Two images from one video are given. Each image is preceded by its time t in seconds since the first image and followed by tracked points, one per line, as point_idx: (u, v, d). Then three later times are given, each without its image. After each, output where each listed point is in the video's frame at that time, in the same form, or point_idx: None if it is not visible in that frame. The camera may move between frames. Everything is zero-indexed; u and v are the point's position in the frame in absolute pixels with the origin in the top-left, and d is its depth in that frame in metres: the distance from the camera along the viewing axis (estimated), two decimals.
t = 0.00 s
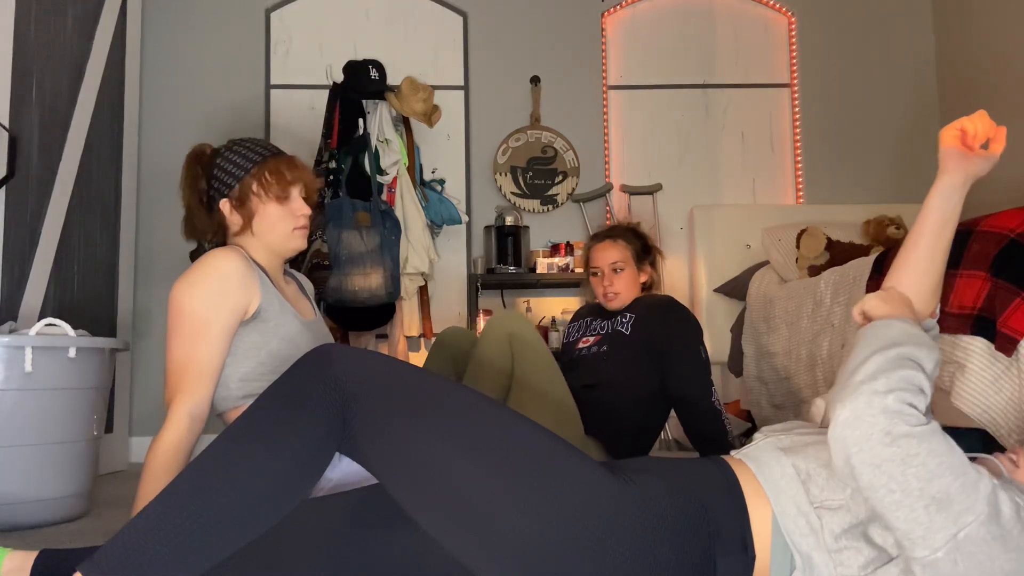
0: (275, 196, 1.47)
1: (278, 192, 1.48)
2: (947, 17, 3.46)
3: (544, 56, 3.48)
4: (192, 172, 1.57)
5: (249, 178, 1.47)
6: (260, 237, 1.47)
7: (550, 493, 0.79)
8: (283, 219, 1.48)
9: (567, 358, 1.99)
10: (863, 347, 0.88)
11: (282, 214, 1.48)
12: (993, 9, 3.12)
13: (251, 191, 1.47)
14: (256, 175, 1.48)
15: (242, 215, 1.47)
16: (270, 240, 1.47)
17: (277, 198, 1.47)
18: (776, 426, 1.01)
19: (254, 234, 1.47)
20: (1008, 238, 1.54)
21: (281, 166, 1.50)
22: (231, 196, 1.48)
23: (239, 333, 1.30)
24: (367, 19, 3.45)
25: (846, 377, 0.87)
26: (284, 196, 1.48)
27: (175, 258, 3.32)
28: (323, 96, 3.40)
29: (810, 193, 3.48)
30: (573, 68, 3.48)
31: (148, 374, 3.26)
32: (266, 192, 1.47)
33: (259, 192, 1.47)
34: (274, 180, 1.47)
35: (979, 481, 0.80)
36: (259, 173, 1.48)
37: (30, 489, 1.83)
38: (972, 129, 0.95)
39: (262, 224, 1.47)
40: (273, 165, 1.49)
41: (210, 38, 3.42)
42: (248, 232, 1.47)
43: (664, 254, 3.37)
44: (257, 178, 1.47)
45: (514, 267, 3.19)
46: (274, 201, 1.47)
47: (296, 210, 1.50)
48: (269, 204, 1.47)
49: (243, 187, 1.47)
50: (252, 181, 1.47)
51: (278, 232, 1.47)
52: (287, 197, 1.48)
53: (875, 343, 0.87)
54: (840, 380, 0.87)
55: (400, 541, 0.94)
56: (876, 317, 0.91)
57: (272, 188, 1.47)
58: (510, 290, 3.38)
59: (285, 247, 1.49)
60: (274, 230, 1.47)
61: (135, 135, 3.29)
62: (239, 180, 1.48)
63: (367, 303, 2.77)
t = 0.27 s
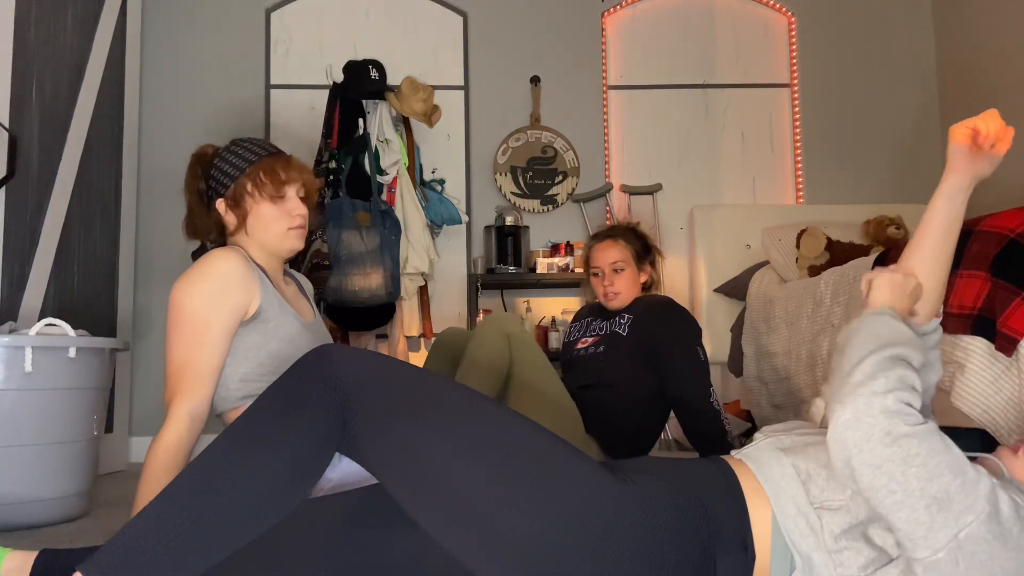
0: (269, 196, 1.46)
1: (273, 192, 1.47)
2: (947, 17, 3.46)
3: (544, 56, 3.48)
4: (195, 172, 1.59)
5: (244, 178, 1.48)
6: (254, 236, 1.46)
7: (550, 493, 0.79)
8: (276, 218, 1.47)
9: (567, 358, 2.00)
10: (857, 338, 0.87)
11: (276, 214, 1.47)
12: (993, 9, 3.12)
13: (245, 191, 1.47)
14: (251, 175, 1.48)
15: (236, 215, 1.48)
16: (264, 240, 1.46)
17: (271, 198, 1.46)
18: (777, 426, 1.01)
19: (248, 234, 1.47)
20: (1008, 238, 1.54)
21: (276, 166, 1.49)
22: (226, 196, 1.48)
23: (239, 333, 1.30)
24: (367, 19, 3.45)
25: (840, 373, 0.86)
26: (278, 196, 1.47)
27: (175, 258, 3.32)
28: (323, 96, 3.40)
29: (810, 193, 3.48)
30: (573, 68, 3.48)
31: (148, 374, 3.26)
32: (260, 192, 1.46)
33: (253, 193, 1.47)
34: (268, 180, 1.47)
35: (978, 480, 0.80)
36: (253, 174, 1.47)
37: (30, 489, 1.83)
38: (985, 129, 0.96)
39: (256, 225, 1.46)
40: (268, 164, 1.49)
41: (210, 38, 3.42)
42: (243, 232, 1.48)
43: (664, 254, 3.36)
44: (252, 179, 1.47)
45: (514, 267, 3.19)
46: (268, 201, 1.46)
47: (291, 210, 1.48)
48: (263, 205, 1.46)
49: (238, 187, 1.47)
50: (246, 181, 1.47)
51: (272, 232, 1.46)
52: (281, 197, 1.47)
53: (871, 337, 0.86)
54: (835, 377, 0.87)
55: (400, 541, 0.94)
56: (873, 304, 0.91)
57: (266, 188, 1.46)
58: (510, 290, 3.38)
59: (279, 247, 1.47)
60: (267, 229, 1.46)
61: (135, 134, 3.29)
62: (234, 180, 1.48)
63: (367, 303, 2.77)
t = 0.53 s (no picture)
0: (269, 196, 1.46)
1: (273, 191, 1.47)
2: (947, 17, 3.46)
3: (544, 56, 3.48)
4: (197, 173, 1.60)
5: (245, 178, 1.48)
6: (254, 236, 1.46)
7: (550, 493, 0.79)
8: (276, 218, 1.46)
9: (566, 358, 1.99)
10: (850, 359, 0.85)
11: (276, 214, 1.46)
12: (993, 8, 3.12)
13: (246, 191, 1.47)
14: (251, 175, 1.48)
15: (237, 215, 1.48)
16: (264, 240, 1.46)
17: (271, 198, 1.46)
18: (777, 426, 1.01)
19: (248, 234, 1.47)
20: (1008, 238, 1.54)
21: (277, 166, 1.49)
22: (228, 196, 1.49)
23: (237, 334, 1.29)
24: (367, 19, 3.45)
25: (828, 392, 0.85)
26: (279, 196, 1.47)
27: (176, 258, 3.32)
28: (323, 96, 3.40)
29: (810, 193, 3.48)
30: (573, 68, 3.48)
31: (148, 374, 3.26)
32: (260, 191, 1.46)
33: (253, 192, 1.47)
34: (269, 180, 1.47)
35: (971, 492, 0.80)
36: (253, 174, 1.48)
37: (30, 489, 1.83)
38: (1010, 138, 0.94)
39: (256, 225, 1.46)
40: (269, 165, 1.49)
41: (210, 38, 3.42)
42: (243, 231, 1.48)
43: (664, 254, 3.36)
44: (252, 179, 1.47)
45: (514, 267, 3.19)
46: (268, 201, 1.46)
47: (291, 210, 1.48)
48: (263, 204, 1.46)
49: (239, 187, 1.48)
50: (247, 181, 1.48)
51: (272, 232, 1.46)
52: (281, 197, 1.47)
53: (863, 356, 0.84)
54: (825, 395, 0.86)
55: (400, 542, 0.94)
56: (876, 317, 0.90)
57: (267, 188, 1.46)
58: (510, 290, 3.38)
59: (279, 248, 1.47)
60: (267, 229, 1.46)
61: (135, 134, 3.29)
62: (235, 180, 1.48)
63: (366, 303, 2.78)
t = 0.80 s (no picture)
0: (269, 196, 1.46)
1: (273, 192, 1.46)
2: (947, 16, 3.45)
3: (544, 56, 3.48)
4: (197, 173, 1.60)
5: (244, 179, 1.48)
6: (253, 236, 1.46)
7: (551, 493, 0.79)
8: (276, 218, 1.46)
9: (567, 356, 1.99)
10: (855, 361, 0.85)
11: (276, 214, 1.46)
12: (993, 8, 3.12)
13: (245, 191, 1.47)
14: (251, 175, 1.48)
15: (237, 215, 1.48)
16: (264, 240, 1.46)
17: (271, 198, 1.46)
18: (777, 425, 1.01)
19: (248, 234, 1.47)
20: (1007, 238, 1.54)
21: (277, 166, 1.49)
22: (228, 196, 1.49)
23: (236, 334, 1.29)
24: (367, 19, 3.45)
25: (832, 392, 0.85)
26: (279, 196, 1.47)
27: (176, 258, 3.32)
28: (323, 96, 3.40)
29: (810, 192, 3.48)
30: (573, 68, 3.48)
31: (148, 374, 3.26)
32: (260, 192, 1.46)
33: (253, 193, 1.47)
34: (268, 180, 1.47)
35: (972, 492, 0.80)
36: (253, 174, 1.48)
37: (29, 489, 1.83)
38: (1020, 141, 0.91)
39: (256, 225, 1.46)
40: (269, 165, 1.49)
41: (210, 37, 3.42)
42: (242, 231, 1.48)
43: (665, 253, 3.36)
44: (252, 179, 1.47)
45: (514, 267, 3.19)
46: (268, 201, 1.46)
47: (291, 210, 1.48)
48: (263, 205, 1.46)
49: (239, 187, 1.48)
50: (247, 181, 1.48)
51: (272, 232, 1.46)
52: (281, 197, 1.47)
53: (869, 358, 0.85)
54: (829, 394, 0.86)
55: (400, 542, 0.94)
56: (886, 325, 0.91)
57: (266, 188, 1.46)
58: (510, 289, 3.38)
59: (279, 248, 1.47)
60: (266, 229, 1.46)
61: (135, 135, 3.29)
62: (235, 180, 1.48)
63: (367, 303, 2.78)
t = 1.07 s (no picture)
0: (269, 197, 1.46)
1: (272, 192, 1.46)
2: (947, 16, 3.45)
3: (544, 56, 3.48)
4: (197, 174, 1.60)
5: (244, 179, 1.48)
6: (253, 237, 1.46)
7: (551, 492, 0.79)
8: (276, 219, 1.46)
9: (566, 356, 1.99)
10: (853, 349, 0.86)
11: (275, 215, 1.46)
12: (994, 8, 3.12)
13: (245, 192, 1.47)
14: (251, 176, 1.48)
15: (236, 215, 1.48)
16: (263, 241, 1.46)
17: (271, 198, 1.46)
18: (777, 426, 1.01)
19: (247, 235, 1.47)
20: (1007, 238, 1.54)
21: (276, 167, 1.49)
22: (228, 196, 1.49)
23: (237, 334, 1.30)
24: (367, 19, 3.45)
25: (830, 379, 0.85)
26: (278, 197, 1.47)
27: (176, 258, 3.32)
28: (323, 96, 3.40)
29: (810, 193, 3.48)
30: (573, 68, 3.48)
31: (148, 374, 3.26)
32: (260, 192, 1.46)
33: (253, 193, 1.47)
34: (268, 181, 1.47)
35: (969, 480, 0.80)
36: (253, 174, 1.47)
37: (29, 489, 1.83)
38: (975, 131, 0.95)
39: (256, 226, 1.46)
40: (269, 165, 1.49)
41: (210, 37, 3.42)
42: (242, 232, 1.48)
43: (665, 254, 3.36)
44: (252, 180, 1.47)
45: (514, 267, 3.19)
46: (268, 202, 1.46)
47: (291, 210, 1.48)
48: (263, 205, 1.46)
49: (238, 187, 1.48)
50: (246, 181, 1.48)
51: (271, 233, 1.46)
52: (281, 198, 1.47)
53: (867, 345, 0.85)
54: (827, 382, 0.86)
55: (399, 542, 0.94)
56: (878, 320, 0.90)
57: (266, 189, 1.46)
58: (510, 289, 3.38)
59: (278, 249, 1.47)
60: (266, 230, 1.46)
61: (135, 135, 3.29)
62: (235, 181, 1.48)
63: (367, 303, 2.78)
